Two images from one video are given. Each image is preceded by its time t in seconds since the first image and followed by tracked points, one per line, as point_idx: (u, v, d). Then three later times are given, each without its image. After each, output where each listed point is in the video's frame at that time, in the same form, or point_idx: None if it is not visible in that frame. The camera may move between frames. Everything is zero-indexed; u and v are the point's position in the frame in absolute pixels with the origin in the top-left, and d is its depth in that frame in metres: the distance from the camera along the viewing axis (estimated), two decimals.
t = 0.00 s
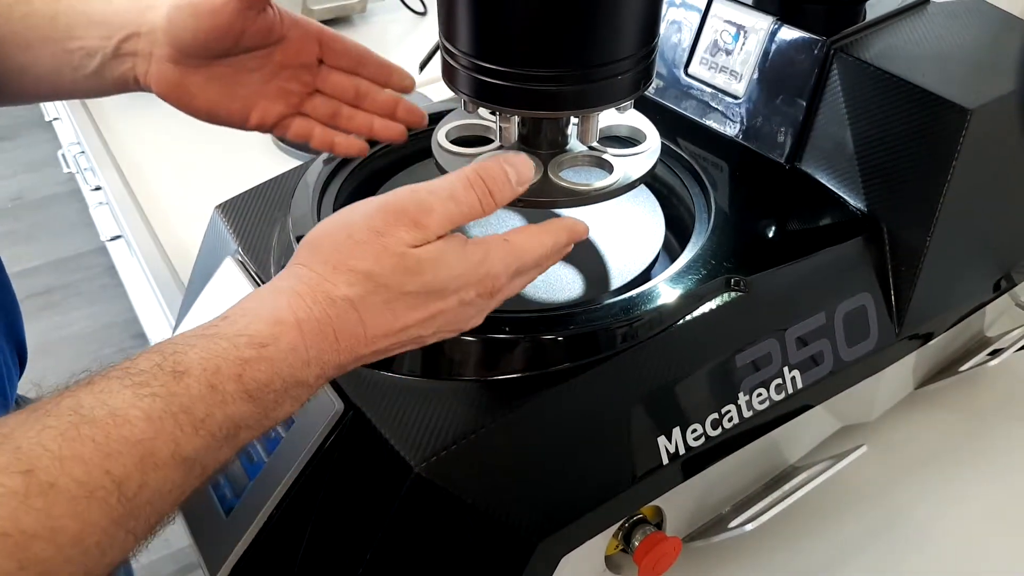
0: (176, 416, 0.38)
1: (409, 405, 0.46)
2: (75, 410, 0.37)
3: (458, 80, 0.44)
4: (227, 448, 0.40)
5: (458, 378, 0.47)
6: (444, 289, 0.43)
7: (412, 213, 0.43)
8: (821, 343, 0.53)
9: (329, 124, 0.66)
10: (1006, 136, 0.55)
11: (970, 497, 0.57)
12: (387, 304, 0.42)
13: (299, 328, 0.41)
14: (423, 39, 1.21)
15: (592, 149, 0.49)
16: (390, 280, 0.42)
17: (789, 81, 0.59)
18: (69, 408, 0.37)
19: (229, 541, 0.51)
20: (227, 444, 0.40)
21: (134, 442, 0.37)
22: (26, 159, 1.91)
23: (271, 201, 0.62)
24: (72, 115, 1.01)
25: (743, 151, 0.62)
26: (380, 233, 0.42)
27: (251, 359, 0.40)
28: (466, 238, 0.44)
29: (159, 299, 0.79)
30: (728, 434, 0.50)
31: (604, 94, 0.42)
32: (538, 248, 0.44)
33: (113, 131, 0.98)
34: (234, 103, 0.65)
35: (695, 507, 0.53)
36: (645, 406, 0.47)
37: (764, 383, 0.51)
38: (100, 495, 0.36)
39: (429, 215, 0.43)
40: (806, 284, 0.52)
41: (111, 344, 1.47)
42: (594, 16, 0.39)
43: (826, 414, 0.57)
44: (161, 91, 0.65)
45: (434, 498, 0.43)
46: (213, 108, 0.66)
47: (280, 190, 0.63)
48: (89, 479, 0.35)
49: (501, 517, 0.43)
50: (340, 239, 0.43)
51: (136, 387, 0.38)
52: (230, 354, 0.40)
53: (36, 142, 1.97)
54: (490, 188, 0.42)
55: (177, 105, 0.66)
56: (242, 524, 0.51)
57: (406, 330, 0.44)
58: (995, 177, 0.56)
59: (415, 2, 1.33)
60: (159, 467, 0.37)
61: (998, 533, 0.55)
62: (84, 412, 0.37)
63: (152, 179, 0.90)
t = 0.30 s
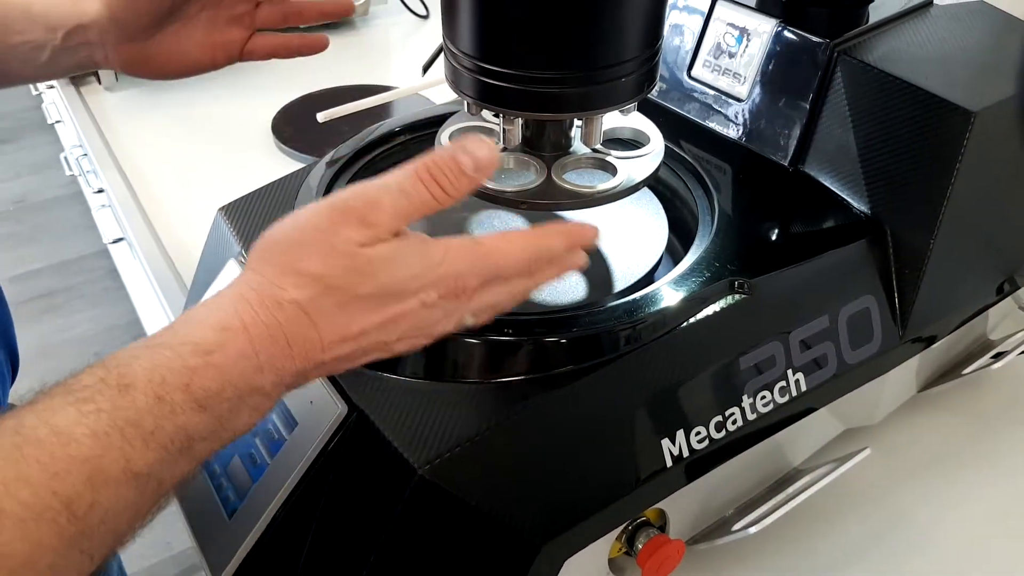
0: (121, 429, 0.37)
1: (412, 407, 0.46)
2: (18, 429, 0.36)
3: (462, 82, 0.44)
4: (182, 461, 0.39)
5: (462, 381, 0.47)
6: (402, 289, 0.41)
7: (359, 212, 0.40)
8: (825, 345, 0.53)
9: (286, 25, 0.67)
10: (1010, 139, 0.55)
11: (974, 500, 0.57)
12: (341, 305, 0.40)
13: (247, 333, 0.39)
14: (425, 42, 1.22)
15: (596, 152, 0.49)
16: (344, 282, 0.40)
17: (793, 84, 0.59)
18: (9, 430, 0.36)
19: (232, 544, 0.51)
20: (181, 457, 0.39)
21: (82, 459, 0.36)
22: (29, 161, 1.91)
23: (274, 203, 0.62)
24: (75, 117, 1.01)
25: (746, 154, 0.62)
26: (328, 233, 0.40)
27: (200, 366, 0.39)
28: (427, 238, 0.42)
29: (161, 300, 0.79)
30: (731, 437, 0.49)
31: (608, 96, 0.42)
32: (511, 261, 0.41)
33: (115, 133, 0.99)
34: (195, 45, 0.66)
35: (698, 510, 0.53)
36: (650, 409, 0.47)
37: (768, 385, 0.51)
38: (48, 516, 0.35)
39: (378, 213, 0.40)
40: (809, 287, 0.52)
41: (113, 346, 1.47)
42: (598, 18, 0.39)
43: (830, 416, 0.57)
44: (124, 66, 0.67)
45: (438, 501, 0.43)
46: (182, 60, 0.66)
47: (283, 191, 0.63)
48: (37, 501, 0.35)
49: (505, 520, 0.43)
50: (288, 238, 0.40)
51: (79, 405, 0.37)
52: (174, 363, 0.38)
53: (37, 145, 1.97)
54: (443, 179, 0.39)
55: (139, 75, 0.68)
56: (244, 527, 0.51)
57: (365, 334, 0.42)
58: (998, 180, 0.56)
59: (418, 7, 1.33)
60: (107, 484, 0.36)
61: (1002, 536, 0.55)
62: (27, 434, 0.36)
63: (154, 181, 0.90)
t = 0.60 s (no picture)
0: (120, 435, 0.37)
1: (416, 409, 0.46)
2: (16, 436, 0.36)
3: (466, 85, 0.44)
4: (180, 466, 0.39)
5: (465, 383, 0.47)
6: (397, 291, 0.41)
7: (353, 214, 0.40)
8: (829, 348, 0.53)
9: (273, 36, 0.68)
10: (1014, 142, 0.54)
11: (977, 504, 0.57)
12: (338, 312, 0.40)
13: (243, 337, 0.39)
14: (428, 45, 1.22)
15: (600, 154, 0.49)
16: (339, 286, 0.40)
17: (795, 86, 0.59)
18: (8, 437, 0.36)
19: (235, 548, 0.51)
20: (179, 463, 0.39)
21: (80, 465, 0.36)
22: (32, 163, 1.91)
23: (276, 205, 0.62)
24: (77, 120, 1.01)
25: (749, 156, 0.62)
26: (323, 235, 0.40)
27: (195, 371, 0.38)
28: (420, 240, 0.42)
29: (163, 303, 0.79)
30: (735, 440, 0.49)
31: (611, 99, 0.42)
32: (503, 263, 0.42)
33: (117, 135, 0.99)
34: (183, 60, 0.64)
35: (701, 513, 0.53)
36: (653, 412, 0.47)
37: (772, 388, 0.50)
38: (49, 522, 0.35)
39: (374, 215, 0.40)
40: (813, 289, 0.52)
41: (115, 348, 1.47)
42: (602, 21, 0.39)
43: (833, 419, 0.57)
44: (113, 86, 0.65)
45: (441, 504, 0.43)
46: (172, 77, 0.65)
47: (285, 193, 0.63)
48: (36, 507, 0.35)
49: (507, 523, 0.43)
50: (282, 243, 0.40)
51: (77, 410, 0.37)
52: (173, 369, 0.38)
53: (41, 147, 1.97)
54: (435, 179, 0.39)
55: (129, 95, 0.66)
56: (247, 530, 0.50)
57: (364, 337, 0.42)
58: (1002, 183, 0.56)
59: (421, 9, 1.34)
60: (106, 489, 0.36)
61: (1006, 540, 0.55)
62: (26, 440, 0.36)
63: (156, 183, 0.90)
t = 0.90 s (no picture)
0: (82, 439, 0.31)
1: (417, 411, 0.46)
2: None
3: (466, 87, 0.44)
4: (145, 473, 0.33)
5: (464, 385, 0.47)
6: (350, 265, 0.35)
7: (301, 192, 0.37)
8: (829, 350, 0.53)
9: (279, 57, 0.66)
10: (1013, 145, 0.54)
11: (978, 506, 0.57)
12: (296, 295, 0.34)
13: (200, 340, 0.33)
14: (428, 47, 1.22)
15: (600, 156, 0.49)
16: (286, 262, 0.35)
17: (795, 89, 0.59)
18: None
19: (233, 551, 0.50)
20: (146, 468, 0.33)
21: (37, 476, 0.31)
22: (32, 165, 1.91)
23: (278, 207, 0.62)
24: (77, 122, 1.01)
25: (749, 158, 0.62)
26: (267, 216, 0.36)
27: (150, 367, 0.32)
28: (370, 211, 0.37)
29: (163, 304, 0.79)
30: (735, 443, 0.49)
31: (610, 101, 0.42)
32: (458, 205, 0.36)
33: (117, 138, 0.99)
34: (189, 82, 0.63)
35: (701, 516, 0.53)
36: (653, 415, 0.47)
37: (772, 391, 0.50)
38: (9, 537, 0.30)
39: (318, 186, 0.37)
40: (813, 291, 0.52)
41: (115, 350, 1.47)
42: (601, 23, 0.39)
43: (833, 422, 0.57)
44: (113, 109, 0.64)
45: (440, 506, 0.43)
46: (171, 100, 0.64)
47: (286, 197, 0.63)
48: None
49: (506, 526, 0.43)
50: (230, 234, 0.36)
51: (39, 414, 0.32)
52: (128, 368, 0.32)
53: (41, 150, 1.97)
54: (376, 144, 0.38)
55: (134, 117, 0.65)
56: (246, 534, 0.50)
57: (326, 320, 0.35)
58: (1002, 185, 0.55)
59: (421, 11, 1.34)
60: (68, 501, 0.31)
61: (1006, 542, 0.54)
62: None
63: (156, 185, 0.90)
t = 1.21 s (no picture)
0: None
1: (418, 413, 0.46)
2: None
3: (466, 89, 0.44)
4: None
5: (464, 387, 0.47)
6: None
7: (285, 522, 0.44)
8: (829, 351, 0.53)
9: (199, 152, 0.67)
10: (1013, 145, 0.54)
11: (978, 506, 0.57)
12: None
13: None
14: (428, 48, 1.22)
15: (600, 157, 0.49)
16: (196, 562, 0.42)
17: (795, 89, 0.59)
18: None
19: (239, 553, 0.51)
20: None
21: None
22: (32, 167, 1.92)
23: (277, 210, 0.62)
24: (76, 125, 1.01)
25: (748, 158, 0.61)
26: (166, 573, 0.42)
27: None
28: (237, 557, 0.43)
29: (163, 307, 0.79)
30: (735, 444, 0.49)
31: (610, 102, 0.42)
32: None
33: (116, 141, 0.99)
34: (108, 159, 0.64)
35: (702, 518, 0.53)
36: (654, 416, 0.47)
37: (773, 392, 0.50)
38: None
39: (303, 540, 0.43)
40: (814, 292, 0.52)
41: (115, 353, 1.47)
42: (601, 24, 0.39)
43: (834, 423, 0.57)
44: (37, 171, 0.63)
45: (441, 507, 0.43)
46: (91, 172, 0.64)
47: (285, 198, 0.63)
48: None
49: (508, 528, 0.43)
50: None
51: None
52: None
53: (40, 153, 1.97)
54: None
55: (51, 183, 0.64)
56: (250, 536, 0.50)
57: None
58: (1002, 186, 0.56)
59: (420, 13, 1.34)
60: None
61: (1007, 542, 0.54)
62: None
63: (155, 188, 0.90)
